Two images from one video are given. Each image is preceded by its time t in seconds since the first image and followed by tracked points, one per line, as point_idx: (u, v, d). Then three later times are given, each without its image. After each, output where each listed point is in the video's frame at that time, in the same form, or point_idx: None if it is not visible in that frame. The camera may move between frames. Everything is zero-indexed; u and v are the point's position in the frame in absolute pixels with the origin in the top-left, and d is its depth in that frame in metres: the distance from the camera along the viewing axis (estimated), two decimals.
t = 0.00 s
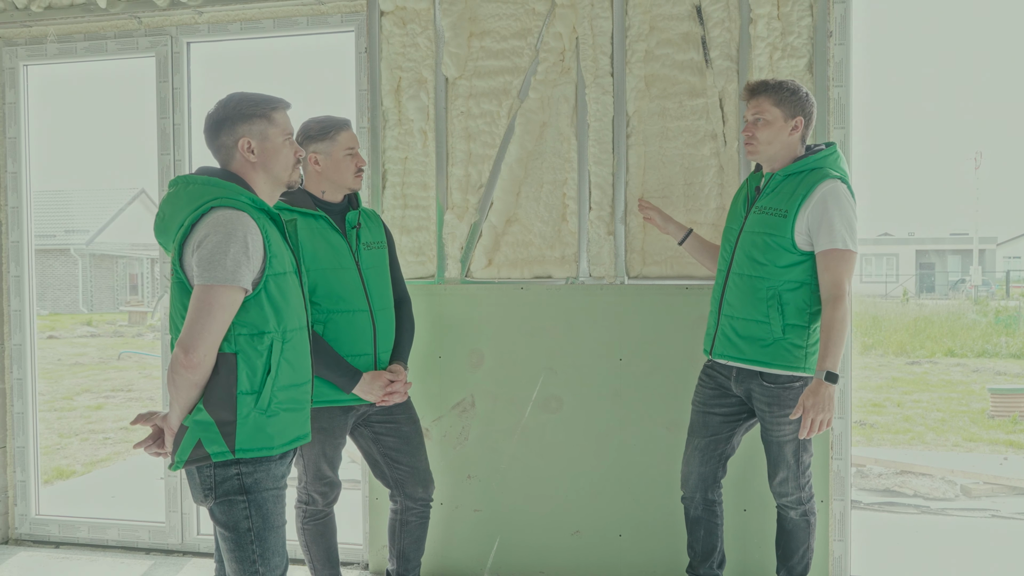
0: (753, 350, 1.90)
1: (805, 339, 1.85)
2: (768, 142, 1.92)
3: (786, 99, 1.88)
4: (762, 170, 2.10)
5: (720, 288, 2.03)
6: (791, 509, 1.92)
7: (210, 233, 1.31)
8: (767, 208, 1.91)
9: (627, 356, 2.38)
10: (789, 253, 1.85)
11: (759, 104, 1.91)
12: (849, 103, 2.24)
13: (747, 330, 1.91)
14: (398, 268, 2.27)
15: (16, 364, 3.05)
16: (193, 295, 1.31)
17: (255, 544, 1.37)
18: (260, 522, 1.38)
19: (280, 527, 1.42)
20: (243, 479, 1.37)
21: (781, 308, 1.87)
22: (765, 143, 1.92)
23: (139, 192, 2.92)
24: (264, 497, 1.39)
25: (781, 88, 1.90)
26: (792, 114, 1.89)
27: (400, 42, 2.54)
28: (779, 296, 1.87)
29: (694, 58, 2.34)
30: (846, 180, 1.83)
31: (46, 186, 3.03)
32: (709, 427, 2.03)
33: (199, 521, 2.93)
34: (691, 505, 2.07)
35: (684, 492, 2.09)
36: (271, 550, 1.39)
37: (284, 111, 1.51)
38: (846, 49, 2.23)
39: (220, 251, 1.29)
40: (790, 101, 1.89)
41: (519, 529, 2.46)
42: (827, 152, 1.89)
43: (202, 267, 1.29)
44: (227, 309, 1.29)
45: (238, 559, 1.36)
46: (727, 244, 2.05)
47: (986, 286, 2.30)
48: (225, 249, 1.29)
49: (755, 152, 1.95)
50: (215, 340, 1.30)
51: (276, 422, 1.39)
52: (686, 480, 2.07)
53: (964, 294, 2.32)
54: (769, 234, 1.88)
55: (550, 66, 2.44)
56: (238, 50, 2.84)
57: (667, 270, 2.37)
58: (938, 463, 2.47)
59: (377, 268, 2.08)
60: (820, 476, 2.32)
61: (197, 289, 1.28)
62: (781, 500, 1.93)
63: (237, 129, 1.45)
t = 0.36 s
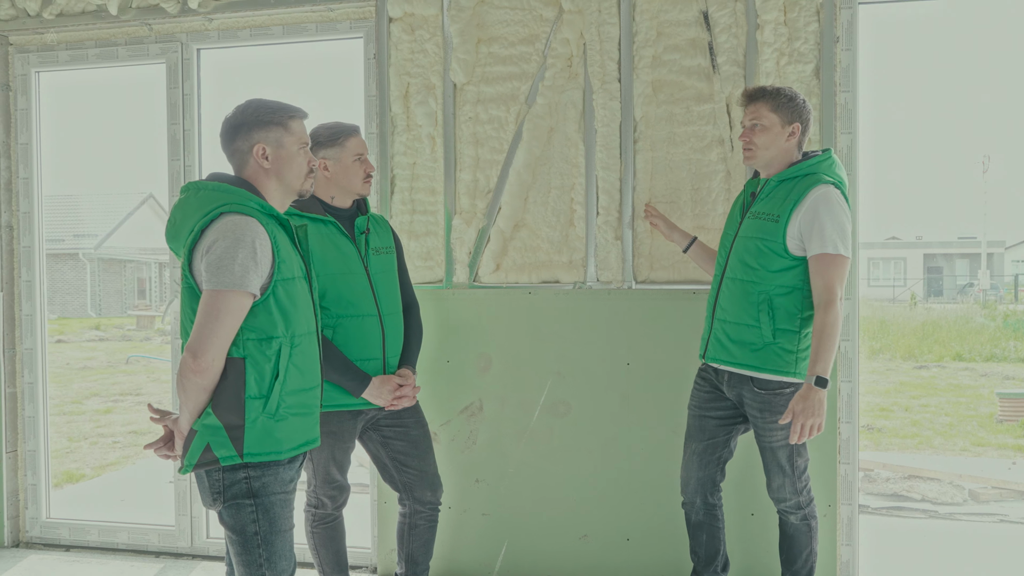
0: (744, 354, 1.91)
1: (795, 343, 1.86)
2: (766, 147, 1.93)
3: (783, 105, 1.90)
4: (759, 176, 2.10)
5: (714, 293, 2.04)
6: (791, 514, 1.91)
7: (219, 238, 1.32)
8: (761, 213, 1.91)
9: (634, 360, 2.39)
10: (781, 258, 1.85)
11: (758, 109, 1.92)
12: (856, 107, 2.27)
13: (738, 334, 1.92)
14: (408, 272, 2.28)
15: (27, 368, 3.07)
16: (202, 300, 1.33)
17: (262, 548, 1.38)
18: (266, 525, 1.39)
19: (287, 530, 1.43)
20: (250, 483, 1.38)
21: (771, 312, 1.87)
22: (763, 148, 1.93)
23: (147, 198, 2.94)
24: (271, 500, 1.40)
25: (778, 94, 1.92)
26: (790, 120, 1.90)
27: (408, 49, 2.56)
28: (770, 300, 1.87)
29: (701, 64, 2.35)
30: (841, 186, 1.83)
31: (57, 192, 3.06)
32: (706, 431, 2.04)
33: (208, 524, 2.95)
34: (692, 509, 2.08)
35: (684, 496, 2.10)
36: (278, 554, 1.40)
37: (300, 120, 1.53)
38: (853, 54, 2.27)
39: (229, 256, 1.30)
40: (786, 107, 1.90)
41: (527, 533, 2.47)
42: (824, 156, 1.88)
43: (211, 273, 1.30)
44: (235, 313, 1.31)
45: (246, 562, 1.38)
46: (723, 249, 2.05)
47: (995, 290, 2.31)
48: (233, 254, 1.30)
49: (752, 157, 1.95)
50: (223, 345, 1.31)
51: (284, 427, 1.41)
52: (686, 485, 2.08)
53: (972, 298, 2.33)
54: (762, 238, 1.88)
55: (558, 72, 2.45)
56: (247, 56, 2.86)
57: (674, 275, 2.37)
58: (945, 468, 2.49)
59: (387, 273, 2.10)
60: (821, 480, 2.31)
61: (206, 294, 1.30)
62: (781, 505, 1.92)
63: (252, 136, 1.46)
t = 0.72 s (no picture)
0: (732, 356, 1.91)
1: (782, 346, 1.85)
2: (746, 152, 1.94)
3: (760, 106, 1.88)
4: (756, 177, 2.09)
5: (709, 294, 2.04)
6: (789, 515, 1.90)
7: (230, 239, 1.32)
8: (753, 215, 1.91)
9: (638, 362, 2.39)
10: (769, 260, 1.85)
11: (738, 117, 1.96)
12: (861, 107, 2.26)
13: (727, 336, 1.93)
14: (412, 273, 2.28)
15: (32, 369, 3.08)
16: (212, 301, 1.33)
17: (274, 549, 1.38)
18: (279, 527, 1.39)
19: (299, 532, 1.42)
20: (262, 485, 1.38)
21: (758, 315, 1.87)
22: (743, 153, 1.94)
23: (151, 199, 2.96)
24: (282, 502, 1.40)
25: (757, 96, 1.90)
26: (760, 122, 1.89)
27: (413, 51, 2.56)
28: (757, 302, 1.87)
29: (706, 66, 2.35)
30: (833, 189, 1.81)
31: (63, 193, 3.07)
32: (702, 429, 2.03)
33: (213, 525, 2.95)
34: (690, 508, 2.08)
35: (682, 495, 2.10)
36: (291, 555, 1.39)
37: (306, 119, 1.53)
38: (858, 56, 2.26)
39: (240, 257, 1.30)
40: (763, 108, 1.88)
41: (532, 534, 2.47)
42: (818, 158, 1.86)
43: (222, 274, 1.30)
44: (247, 314, 1.31)
45: (258, 564, 1.37)
46: (719, 250, 2.05)
47: (999, 292, 2.31)
48: (244, 255, 1.31)
49: (740, 165, 1.98)
50: (235, 346, 1.31)
51: (295, 428, 1.41)
52: (684, 483, 2.07)
53: (976, 300, 2.33)
54: (752, 241, 1.89)
55: (562, 73, 2.46)
56: (252, 58, 2.87)
57: (679, 277, 2.37)
58: (948, 469, 2.45)
59: (391, 274, 2.10)
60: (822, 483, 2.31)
61: (217, 295, 1.30)
62: (778, 506, 1.91)
63: (261, 136, 1.47)
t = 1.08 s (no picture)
0: (742, 356, 1.90)
1: (791, 346, 1.84)
2: (751, 152, 1.93)
3: (765, 105, 1.88)
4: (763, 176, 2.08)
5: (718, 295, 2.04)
6: (800, 516, 1.89)
7: (242, 240, 1.32)
8: (759, 214, 1.91)
9: (643, 363, 2.38)
10: (776, 260, 1.84)
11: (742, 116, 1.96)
12: (866, 108, 2.26)
13: (736, 336, 1.92)
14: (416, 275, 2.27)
15: (36, 372, 3.08)
16: (224, 304, 1.33)
17: (290, 553, 1.37)
18: (294, 531, 1.38)
19: (315, 536, 1.41)
20: (276, 488, 1.38)
21: (766, 314, 1.87)
22: (748, 153, 1.94)
23: (153, 202, 2.95)
24: (297, 506, 1.39)
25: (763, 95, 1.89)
26: (764, 121, 1.89)
27: (416, 52, 2.57)
28: (765, 302, 1.87)
29: (710, 66, 2.34)
30: (839, 186, 1.79)
31: (66, 196, 3.07)
32: (718, 428, 2.03)
33: (217, 528, 2.95)
34: (706, 507, 2.07)
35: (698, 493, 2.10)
36: (306, 559, 1.38)
37: (316, 120, 1.53)
38: (862, 55, 2.26)
39: (253, 259, 1.30)
40: (769, 107, 1.87)
41: (537, 536, 2.46)
42: (825, 155, 1.85)
43: (235, 275, 1.30)
44: (260, 316, 1.31)
45: (274, 568, 1.36)
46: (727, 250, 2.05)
47: (1002, 292, 2.30)
48: (257, 256, 1.30)
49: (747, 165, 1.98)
50: (248, 348, 1.31)
51: (308, 430, 1.41)
52: (701, 483, 2.07)
53: (978, 300, 2.32)
54: (758, 240, 1.88)
55: (566, 75, 2.46)
56: (256, 61, 2.87)
57: (684, 278, 2.37)
58: (954, 470, 2.45)
59: (394, 276, 2.10)
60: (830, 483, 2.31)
61: (230, 297, 1.30)
62: (788, 506, 1.90)
63: (274, 137, 1.46)
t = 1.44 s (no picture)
0: (774, 360, 1.89)
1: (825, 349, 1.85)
2: (772, 151, 1.92)
3: (788, 105, 1.86)
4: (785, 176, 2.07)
5: (744, 299, 2.03)
6: (817, 517, 1.88)
7: (253, 240, 1.31)
8: (785, 217, 1.90)
9: (648, 364, 2.37)
10: (805, 263, 1.83)
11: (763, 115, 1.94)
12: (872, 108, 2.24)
13: (767, 340, 1.91)
14: (420, 276, 2.26)
15: (38, 373, 3.07)
16: (236, 304, 1.32)
17: (305, 556, 1.36)
18: (308, 533, 1.37)
19: (328, 538, 1.41)
20: (290, 490, 1.37)
21: (797, 319, 1.86)
22: (769, 151, 1.92)
23: (153, 202, 2.94)
24: (311, 508, 1.39)
25: (787, 94, 1.88)
26: (786, 122, 1.87)
27: (420, 52, 2.56)
28: (796, 306, 1.86)
29: (715, 66, 2.34)
30: (866, 186, 1.79)
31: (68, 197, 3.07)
32: (742, 430, 2.02)
33: (219, 529, 2.94)
34: (725, 510, 2.06)
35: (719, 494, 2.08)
36: (321, 562, 1.38)
37: (328, 120, 1.52)
38: (869, 55, 2.24)
39: (266, 258, 1.29)
40: (793, 107, 1.85)
41: (541, 537, 2.45)
42: (850, 154, 1.85)
43: (247, 275, 1.29)
44: (273, 316, 1.30)
45: (289, 571, 1.35)
46: (751, 253, 2.04)
47: (1002, 293, 2.29)
48: (270, 256, 1.30)
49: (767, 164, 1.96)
50: (262, 348, 1.30)
51: (321, 431, 1.40)
52: (722, 485, 2.06)
53: (978, 300, 2.31)
54: (785, 244, 1.87)
55: (570, 74, 2.45)
56: (258, 60, 2.87)
57: (689, 278, 2.36)
58: (959, 471, 2.44)
59: (398, 277, 2.08)
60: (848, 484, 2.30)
61: (242, 297, 1.29)
62: (806, 507, 1.90)
63: (286, 135, 1.45)
